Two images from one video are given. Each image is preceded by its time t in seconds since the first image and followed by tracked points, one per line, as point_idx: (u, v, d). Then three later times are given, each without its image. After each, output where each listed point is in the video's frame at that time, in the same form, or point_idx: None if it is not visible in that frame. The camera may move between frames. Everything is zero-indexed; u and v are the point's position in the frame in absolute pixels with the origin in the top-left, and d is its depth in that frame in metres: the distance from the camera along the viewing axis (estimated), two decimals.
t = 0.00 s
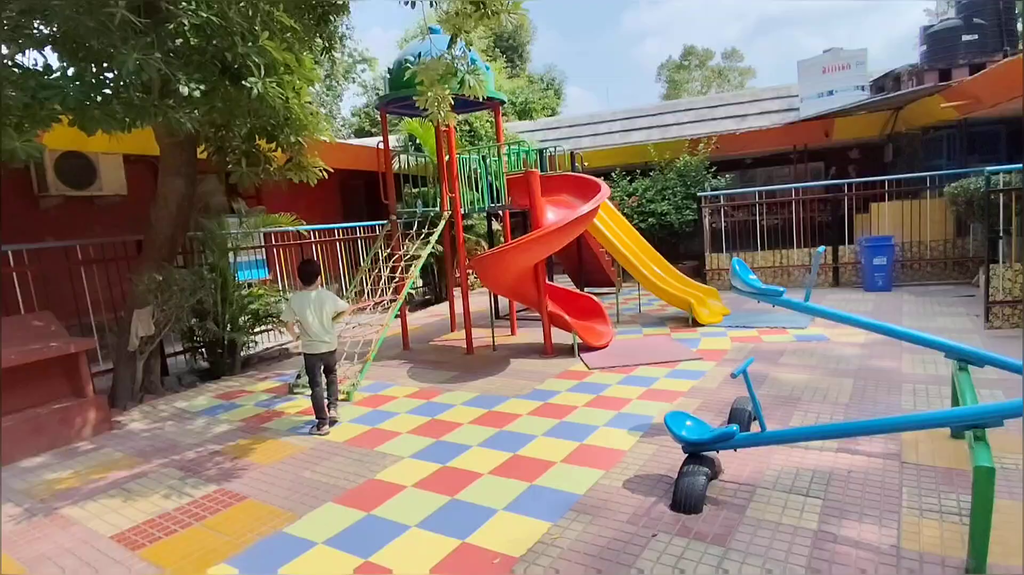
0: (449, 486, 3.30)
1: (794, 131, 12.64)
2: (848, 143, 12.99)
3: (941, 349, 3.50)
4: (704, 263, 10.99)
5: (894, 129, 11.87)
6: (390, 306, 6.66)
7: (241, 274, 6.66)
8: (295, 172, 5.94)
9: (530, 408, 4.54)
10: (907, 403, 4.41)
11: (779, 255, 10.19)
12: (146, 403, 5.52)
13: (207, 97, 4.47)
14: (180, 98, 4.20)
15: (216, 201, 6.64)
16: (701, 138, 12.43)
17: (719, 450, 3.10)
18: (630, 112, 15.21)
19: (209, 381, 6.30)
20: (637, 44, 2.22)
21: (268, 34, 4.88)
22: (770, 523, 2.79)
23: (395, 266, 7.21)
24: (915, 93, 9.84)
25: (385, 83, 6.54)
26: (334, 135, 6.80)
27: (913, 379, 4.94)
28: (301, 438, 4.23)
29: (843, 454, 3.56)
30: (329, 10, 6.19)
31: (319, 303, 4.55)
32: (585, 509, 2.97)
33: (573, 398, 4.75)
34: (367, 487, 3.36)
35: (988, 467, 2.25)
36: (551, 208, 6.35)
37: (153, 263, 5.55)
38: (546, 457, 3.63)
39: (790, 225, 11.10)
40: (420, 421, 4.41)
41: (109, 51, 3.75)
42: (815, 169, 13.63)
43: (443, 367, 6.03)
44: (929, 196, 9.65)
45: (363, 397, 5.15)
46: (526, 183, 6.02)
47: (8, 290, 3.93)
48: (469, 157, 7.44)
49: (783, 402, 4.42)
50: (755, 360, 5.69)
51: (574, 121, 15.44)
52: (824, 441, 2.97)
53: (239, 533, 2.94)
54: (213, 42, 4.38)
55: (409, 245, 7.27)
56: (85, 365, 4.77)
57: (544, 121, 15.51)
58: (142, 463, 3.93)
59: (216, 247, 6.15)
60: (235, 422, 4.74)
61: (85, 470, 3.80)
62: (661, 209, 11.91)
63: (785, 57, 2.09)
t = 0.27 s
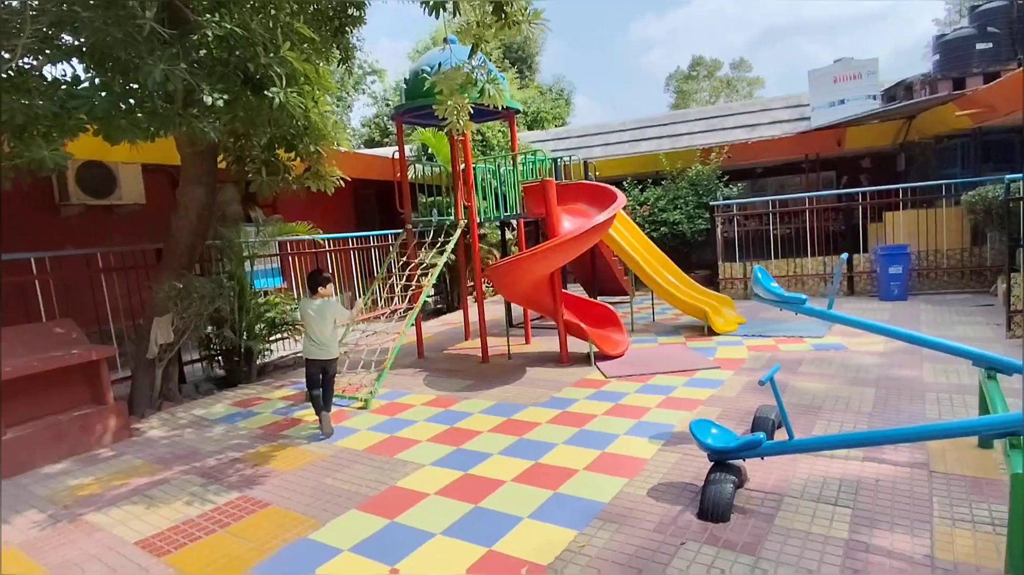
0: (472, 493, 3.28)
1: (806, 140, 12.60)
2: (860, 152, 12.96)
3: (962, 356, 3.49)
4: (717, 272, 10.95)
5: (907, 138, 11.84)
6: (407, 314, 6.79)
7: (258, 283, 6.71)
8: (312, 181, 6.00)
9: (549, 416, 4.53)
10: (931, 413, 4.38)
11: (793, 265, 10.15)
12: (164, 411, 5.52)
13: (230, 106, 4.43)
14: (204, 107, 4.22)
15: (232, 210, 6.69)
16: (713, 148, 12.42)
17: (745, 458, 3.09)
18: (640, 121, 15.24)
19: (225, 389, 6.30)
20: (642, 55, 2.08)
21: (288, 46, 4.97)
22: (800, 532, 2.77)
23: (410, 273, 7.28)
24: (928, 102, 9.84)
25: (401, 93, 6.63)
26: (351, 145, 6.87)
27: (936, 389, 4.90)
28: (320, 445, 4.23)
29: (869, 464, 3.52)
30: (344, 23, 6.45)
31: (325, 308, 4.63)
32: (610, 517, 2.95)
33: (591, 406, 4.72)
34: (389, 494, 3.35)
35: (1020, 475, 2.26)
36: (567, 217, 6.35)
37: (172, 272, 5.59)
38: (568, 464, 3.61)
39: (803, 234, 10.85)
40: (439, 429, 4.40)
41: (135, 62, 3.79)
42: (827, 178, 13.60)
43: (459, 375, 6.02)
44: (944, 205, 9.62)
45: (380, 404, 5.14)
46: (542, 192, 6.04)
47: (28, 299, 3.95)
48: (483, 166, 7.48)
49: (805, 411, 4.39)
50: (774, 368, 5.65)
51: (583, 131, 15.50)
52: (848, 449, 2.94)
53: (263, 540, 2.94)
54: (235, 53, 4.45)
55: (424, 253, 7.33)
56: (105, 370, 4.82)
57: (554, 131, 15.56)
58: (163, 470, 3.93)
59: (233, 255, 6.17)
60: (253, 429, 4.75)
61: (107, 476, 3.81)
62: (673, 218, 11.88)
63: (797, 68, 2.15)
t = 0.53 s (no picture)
0: (491, 500, 3.30)
1: (810, 149, 12.63)
2: (864, 162, 13.02)
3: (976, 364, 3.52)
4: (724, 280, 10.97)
5: (911, 148, 11.90)
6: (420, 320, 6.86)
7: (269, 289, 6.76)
8: (326, 189, 6.02)
9: (563, 423, 4.55)
10: (943, 421, 4.40)
11: (800, 273, 10.18)
12: (178, 417, 5.54)
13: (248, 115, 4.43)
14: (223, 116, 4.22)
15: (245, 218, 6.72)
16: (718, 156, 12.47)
17: (765, 465, 3.11)
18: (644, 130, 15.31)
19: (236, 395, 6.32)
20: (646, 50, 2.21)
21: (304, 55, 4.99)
22: (821, 540, 2.79)
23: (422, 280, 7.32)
24: (933, 112, 9.93)
25: (413, 103, 6.68)
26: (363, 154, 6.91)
27: (947, 398, 4.90)
28: (336, 452, 4.25)
29: (885, 472, 3.55)
30: (357, 33, 6.48)
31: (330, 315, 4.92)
32: (631, 524, 2.97)
33: (604, 413, 4.75)
34: (409, 500, 3.38)
35: None
36: (578, 225, 6.39)
37: (186, 279, 5.55)
38: (585, 471, 3.63)
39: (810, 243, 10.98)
40: (454, 435, 4.42)
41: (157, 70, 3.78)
42: (831, 187, 13.66)
43: (470, 383, 6.04)
44: (950, 215, 9.66)
45: (393, 411, 5.17)
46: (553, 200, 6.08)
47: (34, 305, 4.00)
48: (493, 175, 7.52)
49: (818, 419, 4.41)
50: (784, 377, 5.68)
51: (588, 139, 15.56)
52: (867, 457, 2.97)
53: (287, 545, 2.96)
54: (253, 62, 4.41)
55: (435, 261, 7.36)
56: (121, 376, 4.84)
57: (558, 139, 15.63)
58: (181, 475, 3.95)
59: (245, 262, 6.17)
60: (268, 435, 4.77)
61: (125, 482, 3.83)
62: (679, 226, 11.90)
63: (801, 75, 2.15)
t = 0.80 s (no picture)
0: (506, 508, 3.32)
1: (810, 157, 12.71)
2: (862, 170, 13.11)
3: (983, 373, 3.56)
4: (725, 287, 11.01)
5: (909, 156, 12.00)
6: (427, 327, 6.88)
7: (275, 295, 6.80)
8: (334, 197, 6.06)
9: (572, 431, 4.58)
10: (949, 430, 4.44)
11: (801, 280, 10.23)
12: (185, 424, 5.55)
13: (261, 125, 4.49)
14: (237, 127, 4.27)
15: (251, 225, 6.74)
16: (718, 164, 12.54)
17: (777, 474, 3.14)
18: (643, 138, 15.41)
19: (243, 403, 6.32)
20: (643, 69, 2.25)
21: (315, 65, 5.06)
22: (835, 549, 2.82)
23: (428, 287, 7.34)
24: (931, 122, 10.06)
25: (420, 113, 6.74)
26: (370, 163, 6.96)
27: (951, 406, 4.93)
28: (347, 459, 4.28)
29: (894, 480, 3.59)
30: (362, 42, 6.53)
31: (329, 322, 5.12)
32: (646, 532, 3.00)
33: (612, 421, 4.78)
34: (423, 508, 3.40)
35: None
36: (585, 234, 6.43)
37: (195, 286, 5.60)
38: (597, 479, 3.66)
39: (811, 250, 11.06)
40: (464, 443, 4.45)
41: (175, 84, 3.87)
42: (829, 195, 13.74)
43: (476, 390, 6.06)
44: (949, 223, 9.73)
45: (401, 419, 5.19)
46: (560, 209, 6.12)
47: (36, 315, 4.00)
48: (499, 183, 7.56)
49: (825, 427, 4.45)
50: (789, 384, 5.71)
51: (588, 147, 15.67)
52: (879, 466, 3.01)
53: (304, 553, 2.98)
54: (266, 73, 4.47)
55: (441, 268, 7.40)
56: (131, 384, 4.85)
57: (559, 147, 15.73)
58: (194, 483, 3.96)
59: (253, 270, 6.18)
60: (278, 443, 4.79)
61: (138, 489, 3.84)
62: (680, 234, 11.93)
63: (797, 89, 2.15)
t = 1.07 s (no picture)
0: (514, 517, 3.28)
1: (805, 164, 12.76)
2: (856, 176, 13.20)
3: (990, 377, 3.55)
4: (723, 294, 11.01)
5: (903, 162, 12.08)
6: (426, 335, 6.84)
7: (273, 304, 6.74)
8: (334, 205, 6.03)
9: (577, 438, 4.54)
10: (954, 434, 4.43)
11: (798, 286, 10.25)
12: (184, 435, 5.47)
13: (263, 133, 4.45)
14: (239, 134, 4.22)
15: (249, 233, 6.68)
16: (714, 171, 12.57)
17: (788, 479, 3.12)
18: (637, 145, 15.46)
19: (241, 412, 6.24)
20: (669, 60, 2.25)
21: (315, 72, 5.03)
22: (850, 555, 2.80)
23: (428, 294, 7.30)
24: (924, 128, 10.17)
25: (419, 120, 6.74)
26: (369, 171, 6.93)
27: (955, 409, 4.93)
28: (350, 469, 4.22)
29: (903, 484, 3.57)
30: (360, 50, 6.53)
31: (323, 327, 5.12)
32: (658, 539, 2.97)
33: (616, 428, 4.75)
34: (431, 517, 3.35)
35: None
36: (585, 240, 6.42)
37: (194, 295, 5.53)
38: (605, 486, 3.62)
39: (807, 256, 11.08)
40: (469, 451, 4.40)
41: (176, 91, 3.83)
42: (824, 201, 13.81)
43: (477, 398, 6.02)
44: (944, 228, 9.78)
45: (404, 427, 5.14)
46: (561, 216, 6.11)
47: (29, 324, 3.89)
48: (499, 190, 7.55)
49: (831, 432, 4.43)
50: (792, 389, 5.70)
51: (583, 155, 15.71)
52: (892, 470, 2.99)
53: (311, 565, 2.93)
54: (268, 80, 4.43)
55: (440, 275, 7.36)
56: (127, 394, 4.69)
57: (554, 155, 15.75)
58: (195, 495, 3.90)
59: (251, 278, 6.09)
60: (279, 453, 4.72)
61: (138, 502, 3.77)
62: (677, 240, 11.94)
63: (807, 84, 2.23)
